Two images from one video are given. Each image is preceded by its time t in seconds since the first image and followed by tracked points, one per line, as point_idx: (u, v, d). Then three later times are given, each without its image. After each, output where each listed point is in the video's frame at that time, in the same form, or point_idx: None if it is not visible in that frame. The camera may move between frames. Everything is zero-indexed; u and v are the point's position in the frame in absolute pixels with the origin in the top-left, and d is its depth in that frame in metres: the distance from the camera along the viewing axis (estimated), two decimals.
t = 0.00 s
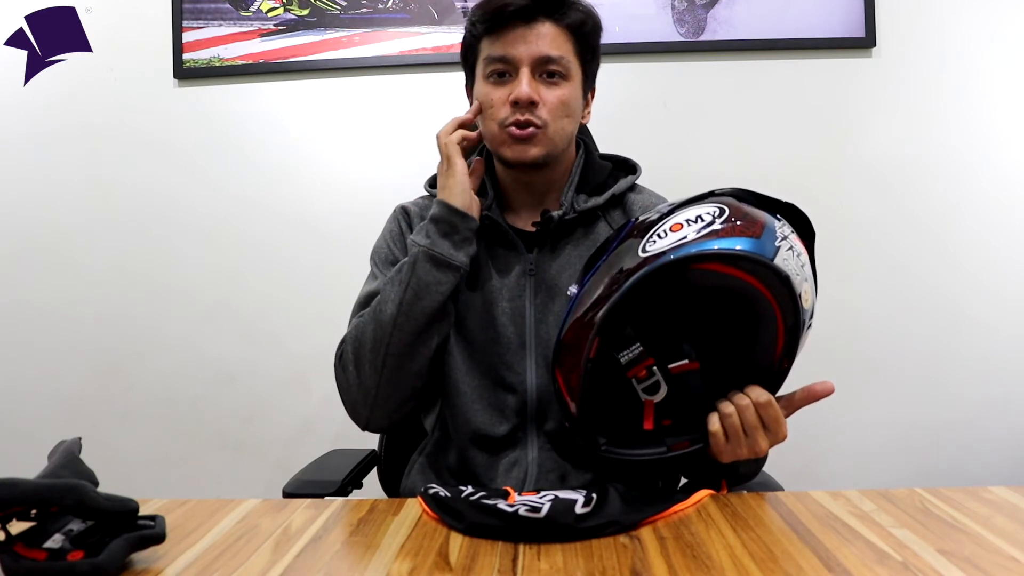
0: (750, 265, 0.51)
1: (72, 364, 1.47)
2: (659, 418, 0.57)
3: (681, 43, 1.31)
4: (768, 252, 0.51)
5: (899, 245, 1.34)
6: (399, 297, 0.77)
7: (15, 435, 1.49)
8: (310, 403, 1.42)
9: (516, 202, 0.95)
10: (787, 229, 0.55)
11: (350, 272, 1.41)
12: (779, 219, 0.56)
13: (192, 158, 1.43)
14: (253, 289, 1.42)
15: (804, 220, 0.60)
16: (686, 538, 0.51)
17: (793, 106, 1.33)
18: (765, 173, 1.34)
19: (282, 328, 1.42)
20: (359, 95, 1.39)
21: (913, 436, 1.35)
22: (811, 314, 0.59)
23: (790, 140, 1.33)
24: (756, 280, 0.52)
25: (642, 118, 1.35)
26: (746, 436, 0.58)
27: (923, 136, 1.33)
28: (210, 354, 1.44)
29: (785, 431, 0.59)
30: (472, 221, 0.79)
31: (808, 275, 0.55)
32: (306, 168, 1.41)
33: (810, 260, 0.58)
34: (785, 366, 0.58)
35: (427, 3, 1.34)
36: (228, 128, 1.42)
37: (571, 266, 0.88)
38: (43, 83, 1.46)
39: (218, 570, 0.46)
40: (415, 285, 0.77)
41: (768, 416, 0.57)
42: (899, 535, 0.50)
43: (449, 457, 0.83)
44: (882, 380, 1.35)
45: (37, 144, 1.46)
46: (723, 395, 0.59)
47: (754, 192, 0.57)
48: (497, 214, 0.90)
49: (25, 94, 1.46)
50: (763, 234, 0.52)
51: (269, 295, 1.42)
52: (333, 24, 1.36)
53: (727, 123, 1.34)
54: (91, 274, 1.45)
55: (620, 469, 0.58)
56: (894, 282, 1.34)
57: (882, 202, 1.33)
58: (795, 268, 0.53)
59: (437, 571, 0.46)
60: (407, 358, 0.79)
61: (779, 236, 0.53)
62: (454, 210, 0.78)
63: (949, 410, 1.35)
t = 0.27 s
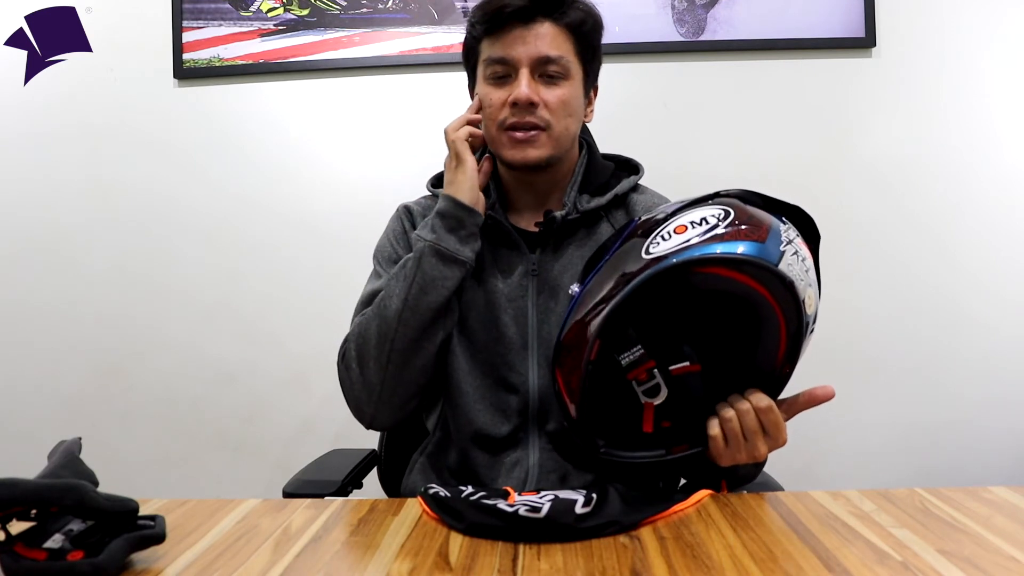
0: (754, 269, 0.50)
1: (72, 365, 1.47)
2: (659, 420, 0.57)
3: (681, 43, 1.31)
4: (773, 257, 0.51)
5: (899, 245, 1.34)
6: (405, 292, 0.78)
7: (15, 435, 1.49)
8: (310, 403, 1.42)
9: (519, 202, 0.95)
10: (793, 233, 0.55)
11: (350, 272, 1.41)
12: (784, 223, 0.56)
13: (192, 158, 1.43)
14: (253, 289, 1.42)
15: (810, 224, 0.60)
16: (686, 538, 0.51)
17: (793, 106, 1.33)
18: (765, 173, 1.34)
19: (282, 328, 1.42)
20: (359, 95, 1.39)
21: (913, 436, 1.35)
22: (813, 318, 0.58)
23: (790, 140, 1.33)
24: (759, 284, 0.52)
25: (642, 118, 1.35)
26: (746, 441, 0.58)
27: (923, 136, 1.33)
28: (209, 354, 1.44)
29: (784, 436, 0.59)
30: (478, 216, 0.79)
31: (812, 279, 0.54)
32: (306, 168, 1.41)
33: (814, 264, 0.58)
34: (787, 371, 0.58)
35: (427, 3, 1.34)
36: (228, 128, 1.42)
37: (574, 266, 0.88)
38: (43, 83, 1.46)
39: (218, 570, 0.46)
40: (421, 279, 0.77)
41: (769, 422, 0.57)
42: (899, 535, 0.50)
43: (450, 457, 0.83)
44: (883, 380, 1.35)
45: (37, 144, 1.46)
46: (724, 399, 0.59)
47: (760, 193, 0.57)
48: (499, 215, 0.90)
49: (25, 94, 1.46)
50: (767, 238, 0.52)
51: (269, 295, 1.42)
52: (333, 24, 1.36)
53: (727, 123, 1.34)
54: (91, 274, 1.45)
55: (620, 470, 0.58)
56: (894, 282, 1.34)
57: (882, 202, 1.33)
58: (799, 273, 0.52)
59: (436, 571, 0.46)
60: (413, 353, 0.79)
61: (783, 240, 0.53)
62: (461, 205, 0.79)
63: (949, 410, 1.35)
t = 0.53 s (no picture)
0: (754, 271, 0.50)
1: (72, 365, 1.47)
2: (656, 422, 0.57)
3: (681, 43, 1.31)
4: (774, 260, 0.51)
5: (899, 245, 1.34)
6: (405, 299, 0.77)
7: (15, 435, 1.49)
8: (310, 403, 1.42)
9: (520, 202, 0.95)
10: (794, 237, 0.55)
11: (350, 272, 1.41)
12: (785, 226, 0.56)
13: (192, 158, 1.43)
14: (253, 289, 1.42)
15: (811, 226, 0.60)
16: (686, 538, 0.51)
17: (793, 106, 1.33)
18: (765, 173, 1.34)
19: (282, 329, 1.42)
20: (359, 95, 1.39)
21: (912, 436, 1.35)
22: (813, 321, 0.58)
23: (790, 140, 1.33)
24: (760, 287, 0.52)
25: (642, 118, 1.35)
26: (744, 442, 0.57)
27: (923, 136, 1.33)
28: (209, 354, 1.44)
29: (782, 438, 0.59)
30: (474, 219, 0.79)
31: (812, 282, 0.54)
32: (306, 168, 1.41)
33: (815, 267, 0.58)
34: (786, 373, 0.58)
35: (427, 3, 1.34)
36: (229, 128, 1.42)
37: (574, 266, 0.88)
38: (43, 83, 1.46)
39: (218, 571, 0.46)
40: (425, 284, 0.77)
41: (767, 423, 0.57)
42: (899, 535, 0.50)
43: (450, 457, 0.83)
44: (883, 380, 1.35)
45: (37, 144, 1.46)
46: (722, 402, 0.59)
47: (762, 194, 0.57)
48: (499, 215, 0.90)
49: (25, 94, 1.46)
50: (769, 240, 0.52)
51: (269, 295, 1.42)
52: (333, 24, 1.36)
53: (727, 124, 1.34)
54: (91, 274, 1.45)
55: (618, 471, 0.58)
56: (894, 282, 1.34)
57: (882, 202, 1.33)
58: (800, 276, 0.52)
59: (436, 571, 0.46)
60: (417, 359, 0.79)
61: (785, 242, 0.53)
62: (457, 210, 0.79)
63: (949, 410, 1.35)
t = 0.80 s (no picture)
0: (752, 271, 0.50)
1: (72, 364, 1.47)
2: (655, 424, 0.57)
3: (681, 43, 1.31)
4: (770, 259, 0.51)
5: (899, 245, 1.34)
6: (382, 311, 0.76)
7: (14, 435, 1.49)
8: (310, 403, 1.42)
9: (522, 203, 0.95)
10: (789, 236, 0.55)
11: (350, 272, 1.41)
12: (781, 225, 0.56)
13: (192, 158, 1.43)
14: (254, 289, 1.42)
15: (808, 226, 0.60)
16: (686, 538, 0.51)
17: (793, 106, 1.33)
18: (765, 173, 1.34)
19: (282, 328, 1.42)
20: (359, 95, 1.39)
21: (912, 436, 1.35)
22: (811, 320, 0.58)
23: (790, 140, 1.33)
24: (758, 288, 0.52)
25: (642, 118, 1.35)
26: (743, 443, 0.57)
27: (923, 136, 1.33)
28: (209, 354, 1.44)
29: (781, 438, 0.59)
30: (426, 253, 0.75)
31: (809, 281, 0.54)
32: (306, 168, 1.41)
33: (812, 266, 0.57)
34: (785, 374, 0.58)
35: (427, 3, 1.34)
36: (229, 128, 1.42)
37: (575, 267, 0.88)
38: (43, 83, 1.46)
39: (218, 570, 0.46)
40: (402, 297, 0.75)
41: (766, 423, 0.57)
42: (899, 535, 0.50)
43: (450, 457, 0.83)
44: (883, 380, 1.35)
45: (37, 144, 1.46)
46: (720, 401, 0.59)
47: (758, 195, 0.57)
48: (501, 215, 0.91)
49: (25, 94, 1.46)
50: (764, 240, 0.52)
51: (269, 295, 1.42)
52: (333, 24, 1.36)
53: (727, 124, 1.34)
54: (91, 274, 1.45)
55: (617, 473, 0.59)
56: (894, 282, 1.34)
57: (882, 202, 1.33)
58: (796, 275, 0.52)
59: (437, 571, 0.46)
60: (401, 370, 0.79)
61: (781, 242, 0.53)
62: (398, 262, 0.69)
63: (949, 410, 1.35)
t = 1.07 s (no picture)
0: (751, 269, 0.51)
1: (72, 365, 1.47)
2: (653, 422, 0.57)
3: (681, 43, 1.31)
4: (769, 257, 0.51)
5: (899, 245, 1.34)
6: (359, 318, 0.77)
7: (14, 435, 1.49)
8: (310, 403, 1.42)
9: (518, 203, 0.94)
10: (789, 234, 0.55)
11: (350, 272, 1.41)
12: (781, 224, 0.56)
13: (192, 158, 1.43)
14: (254, 289, 1.42)
15: (807, 225, 0.60)
16: (686, 538, 0.51)
17: (793, 106, 1.33)
18: (765, 173, 1.34)
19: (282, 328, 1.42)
20: (359, 95, 1.39)
21: (912, 436, 1.35)
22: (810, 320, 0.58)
23: (790, 140, 1.33)
24: (757, 286, 0.52)
25: (642, 118, 1.35)
26: (740, 441, 0.57)
27: (923, 136, 1.33)
28: (209, 354, 1.44)
29: (780, 437, 0.59)
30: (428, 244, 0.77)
31: (808, 280, 0.54)
32: (306, 168, 1.41)
33: (811, 266, 0.58)
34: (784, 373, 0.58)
35: (427, 3, 1.34)
36: (228, 128, 1.42)
37: (573, 267, 0.88)
38: (43, 83, 1.46)
39: (218, 571, 0.46)
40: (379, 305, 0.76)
41: (764, 422, 0.57)
42: (899, 535, 0.50)
43: (448, 457, 0.83)
44: (883, 380, 1.35)
45: (37, 144, 1.46)
46: (718, 399, 0.59)
47: (758, 194, 0.57)
48: (497, 217, 0.91)
49: (25, 94, 1.46)
50: (763, 239, 0.52)
51: (269, 295, 1.42)
52: (333, 24, 1.36)
53: (727, 124, 1.34)
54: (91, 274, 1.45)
55: (617, 471, 0.58)
56: (894, 282, 1.34)
57: (882, 202, 1.33)
58: (796, 274, 0.53)
59: (437, 571, 0.46)
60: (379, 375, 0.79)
61: (780, 240, 0.53)
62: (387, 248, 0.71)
63: (949, 410, 1.35)
